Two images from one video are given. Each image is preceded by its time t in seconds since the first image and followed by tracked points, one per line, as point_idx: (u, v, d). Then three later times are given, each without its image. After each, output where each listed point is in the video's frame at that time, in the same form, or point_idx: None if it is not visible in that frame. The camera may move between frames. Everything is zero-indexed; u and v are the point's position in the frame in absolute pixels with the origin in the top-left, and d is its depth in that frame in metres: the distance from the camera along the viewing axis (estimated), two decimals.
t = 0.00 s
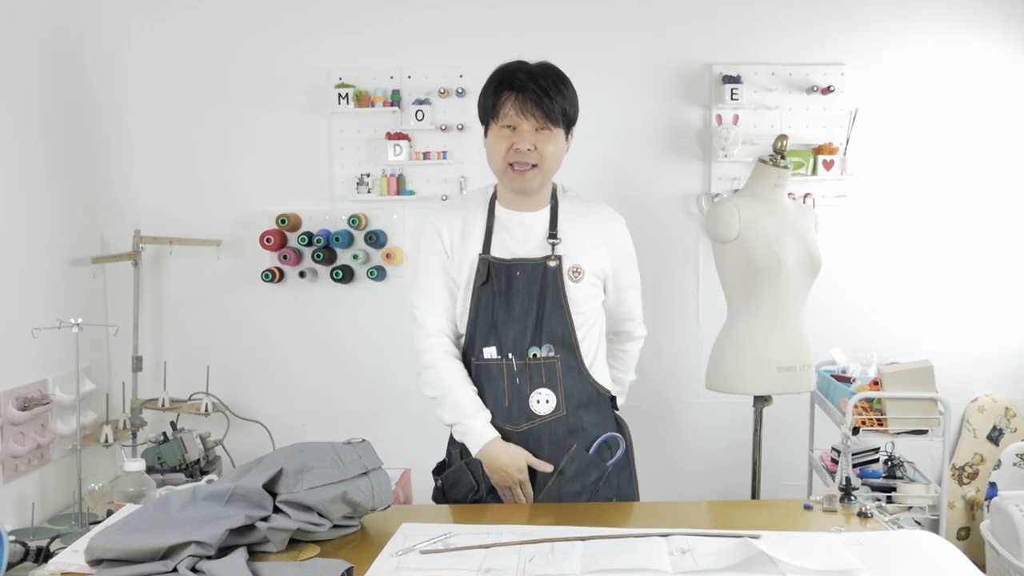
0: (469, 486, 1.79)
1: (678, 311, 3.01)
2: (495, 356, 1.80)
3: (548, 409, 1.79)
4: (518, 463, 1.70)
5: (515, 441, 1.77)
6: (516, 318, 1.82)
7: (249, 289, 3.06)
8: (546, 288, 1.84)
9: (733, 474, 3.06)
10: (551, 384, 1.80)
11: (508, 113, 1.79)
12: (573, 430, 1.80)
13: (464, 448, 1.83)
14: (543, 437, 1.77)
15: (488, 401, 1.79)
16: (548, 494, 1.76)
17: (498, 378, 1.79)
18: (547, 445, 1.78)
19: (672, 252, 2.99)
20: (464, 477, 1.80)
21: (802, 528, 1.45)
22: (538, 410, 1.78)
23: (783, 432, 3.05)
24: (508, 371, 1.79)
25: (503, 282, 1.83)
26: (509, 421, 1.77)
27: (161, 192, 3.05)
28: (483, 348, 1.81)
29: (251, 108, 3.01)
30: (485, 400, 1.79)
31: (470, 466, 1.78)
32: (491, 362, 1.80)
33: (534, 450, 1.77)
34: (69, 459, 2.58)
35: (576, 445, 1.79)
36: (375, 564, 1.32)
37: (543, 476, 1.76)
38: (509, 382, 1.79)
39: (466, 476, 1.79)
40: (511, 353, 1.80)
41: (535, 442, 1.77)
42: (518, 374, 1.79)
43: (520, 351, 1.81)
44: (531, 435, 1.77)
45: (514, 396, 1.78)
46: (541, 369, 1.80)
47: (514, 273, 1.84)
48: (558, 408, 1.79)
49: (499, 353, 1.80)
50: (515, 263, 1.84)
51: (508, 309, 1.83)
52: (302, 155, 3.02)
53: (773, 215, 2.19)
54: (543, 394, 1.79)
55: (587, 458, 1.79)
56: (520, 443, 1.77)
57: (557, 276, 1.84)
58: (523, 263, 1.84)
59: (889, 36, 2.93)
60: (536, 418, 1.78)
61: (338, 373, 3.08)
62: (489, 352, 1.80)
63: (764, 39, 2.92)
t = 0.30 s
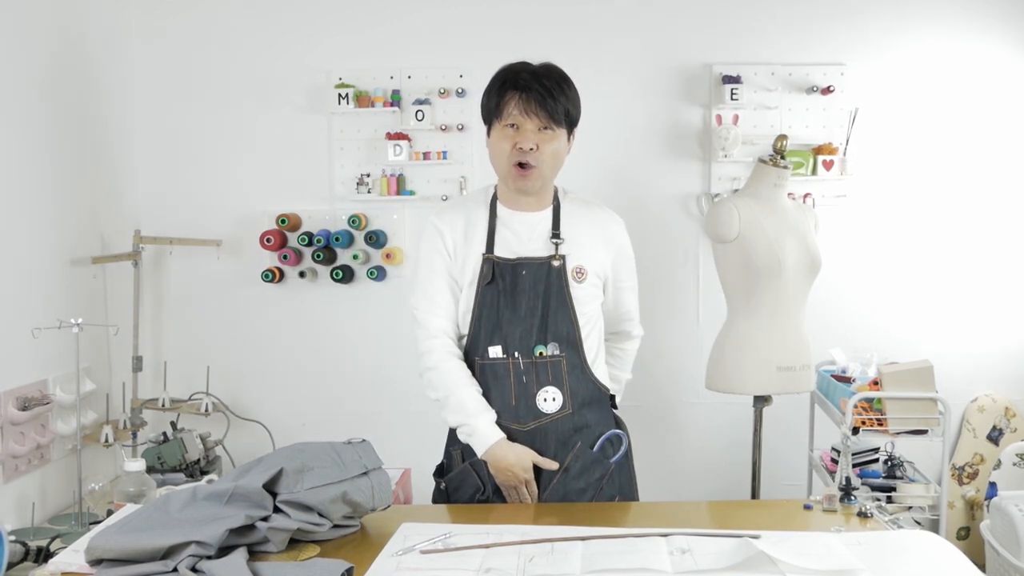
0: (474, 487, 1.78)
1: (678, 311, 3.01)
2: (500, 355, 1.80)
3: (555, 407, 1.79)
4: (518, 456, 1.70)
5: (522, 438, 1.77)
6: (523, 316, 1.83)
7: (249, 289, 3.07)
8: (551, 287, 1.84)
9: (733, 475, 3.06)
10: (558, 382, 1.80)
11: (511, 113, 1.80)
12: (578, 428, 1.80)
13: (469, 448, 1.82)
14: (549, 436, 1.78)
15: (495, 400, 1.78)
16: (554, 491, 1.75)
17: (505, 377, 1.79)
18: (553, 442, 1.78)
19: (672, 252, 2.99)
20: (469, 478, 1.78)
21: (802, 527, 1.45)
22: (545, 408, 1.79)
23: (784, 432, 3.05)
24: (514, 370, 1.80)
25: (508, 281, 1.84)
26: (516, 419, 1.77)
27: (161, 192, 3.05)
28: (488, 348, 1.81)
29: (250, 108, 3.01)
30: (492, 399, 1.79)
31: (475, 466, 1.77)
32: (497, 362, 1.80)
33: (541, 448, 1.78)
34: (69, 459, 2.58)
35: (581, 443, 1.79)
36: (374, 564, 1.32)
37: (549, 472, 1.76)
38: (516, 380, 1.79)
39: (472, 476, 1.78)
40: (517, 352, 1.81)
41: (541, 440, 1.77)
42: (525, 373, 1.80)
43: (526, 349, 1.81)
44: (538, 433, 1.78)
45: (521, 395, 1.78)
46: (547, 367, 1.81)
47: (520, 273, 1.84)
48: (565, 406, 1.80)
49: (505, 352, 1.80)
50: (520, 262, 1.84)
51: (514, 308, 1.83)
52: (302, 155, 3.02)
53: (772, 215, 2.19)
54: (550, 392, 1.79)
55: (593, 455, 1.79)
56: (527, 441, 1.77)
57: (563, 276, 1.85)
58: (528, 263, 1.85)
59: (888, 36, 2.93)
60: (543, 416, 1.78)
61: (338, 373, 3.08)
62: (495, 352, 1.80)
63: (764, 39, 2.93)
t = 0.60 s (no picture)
0: (476, 488, 1.76)
1: (678, 311, 3.01)
2: (501, 355, 1.80)
3: (556, 407, 1.79)
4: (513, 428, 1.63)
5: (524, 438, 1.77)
6: (524, 317, 1.83)
7: (249, 289, 3.07)
8: (551, 287, 1.85)
9: (733, 475, 3.06)
10: (559, 381, 1.80)
11: (511, 112, 1.80)
12: (579, 428, 1.80)
13: (470, 448, 1.80)
14: (551, 435, 1.78)
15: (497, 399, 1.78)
16: (556, 493, 1.75)
17: (507, 377, 1.79)
18: (555, 442, 1.78)
19: (672, 252, 2.99)
20: (471, 479, 1.77)
21: (802, 528, 1.45)
22: (546, 408, 1.79)
23: (783, 432, 3.05)
24: (516, 370, 1.80)
25: (508, 280, 1.84)
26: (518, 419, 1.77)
27: (161, 192, 3.05)
28: (489, 348, 1.80)
29: (251, 108, 3.01)
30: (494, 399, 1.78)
31: (478, 467, 1.77)
32: (498, 361, 1.80)
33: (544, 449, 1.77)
34: (69, 458, 2.58)
35: (582, 443, 1.79)
36: (375, 565, 1.32)
37: (551, 471, 1.76)
38: (518, 380, 1.79)
39: (474, 477, 1.77)
40: (518, 351, 1.81)
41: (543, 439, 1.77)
42: (526, 372, 1.80)
43: (528, 348, 1.82)
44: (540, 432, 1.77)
45: (523, 394, 1.79)
46: (548, 367, 1.81)
47: (519, 272, 1.84)
48: (565, 405, 1.80)
49: (507, 352, 1.80)
50: (520, 262, 1.85)
51: (515, 308, 1.83)
52: (302, 155, 3.02)
53: (773, 214, 2.19)
54: (551, 391, 1.79)
55: (593, 454, 1.78)
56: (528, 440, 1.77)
57: (562, 275, 1.86)
58: (527, 262, 1.85)
59: (888, 36, 2.93)
60: (544, 415, 1.78)
61: (338, 373, 3.08)
62: (497, 351, 1.80)
63: (764, 39, 2.93)
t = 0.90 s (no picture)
0: (487, 487, 1.74)
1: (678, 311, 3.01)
2: (501, 352, 1.80)
3: (557, 401, 1.78)
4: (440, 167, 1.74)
5: (529, 434, 1.75)
6: (520, 313, 1.85)
7: (249, 289, 3.07)
8: (545, 282, 1.87)
9: (733, 475, 3.06)
10: (558, 376, 1.80)
11: (503, 114, 1.79)
12: (579, 421, 1.79)
13: (472, 448, 1.76)
14: (554, 430, 1.76)
15: (499, 397, 1.77)
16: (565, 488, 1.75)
17: (508, 374, 1.79)
18: (558, 436, 1.76)
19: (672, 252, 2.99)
20: (480, 478, 1.74)
21: (802, 528, 1.45)
22: (548, 402, 1.77)
23: (784, 432, 3.05)
24: (517, 366, 1.80)
25: (502, 278, 1.86)
26: (521, 415, 1.76)
27: (161, 192, 3.05)
28: (488, 346, 1.80)
29: (251, 108, 3.01)
30: (496, 397, 1.77)
31: (485, 466, 1.74)
32: (498, 359, 1.79)
33: (550, 442, 1.76)
34: (69, 458, 2.58)
35: (582, 436, 1.78)
36: (375, 565, 1.32)
37: (557, 464, 1.75)
38: (519, 376, 1.79)
39: (482, 477, 1.74)
40: (517, 347, 1.82)
41: (548, 434, 1.75)
42: (527, 368, 1.80)
43: (527, 345, 1.82)
44: (544, 427, 1.76)
45: (525, 390, 1.78)
46: (547, 362, 1.81)
47: (513, 270, 1.87)
48: (566, 400, 1.79)
49: (505, 349, 1.81)
50: (512, 259, 1.87)
51: (512, 305, 1.85)
52: (302, 155, 3.02)
53: (773, 214, 2.19)
54: (552, 386, 1.79)
55: (592, 447, 1.79)
56: (533, 437, 1.75)
57: (554, 270, 1.88)
58: (519, 259, 1.87)
59: (889, 36, 2.93)
60: (547, 410, 1.77)
61: (338, 373, 3.08)
62: (496, 348, 1.80)
63: (764, 39, 2.93)
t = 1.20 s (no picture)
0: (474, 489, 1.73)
1: (678, 311, 3.01)
2: (490, 355, 1.79)
3: (545, 403, 1.77)
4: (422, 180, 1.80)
5: (516, 437, 1.74)
6: (509, 315, 1.83)
7: (249, 289, 3.06)
8: (534, 284, 1.85)
9: (733, 475, 3.06)
10: (547, 378, 1.79)
11: (490, 117, 1.77)
12: (567, 423, 1.79)
13: (460, 450, 1.75)
14: (542, 432, 1.76)
15: (487, 399, 1.76)
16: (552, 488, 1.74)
17: (497, 376, 1.77)
18: (546, 438, 1.76)
19: (672, 251, 2.99)
20: (467, 480, 1.73)
21: (802, 528, 1.45)
22: (537, 405, 1.77)
23: (784, 432, 3.05)
24: (505, 369, 1.78)
25: (491, 280, 1.85)
26: (508, 417, 1.75)
27: (161, 192, 3.05)
28: (477, 348, 1.79)
29: (251, 108, 3.01)
30: (485, 399, 1.76)
31: (472, 467, 1.73)
32: (487, 361, 1.78)
33: (536, 444, 1.75)
34: (69, 458, 2.58)
35: (568, 438, 1.77)
36: (375, 564, 1.32)
37: (543, 466, 1.75)
38: (507, 378, 1.78)
39: (469, 478, 1.73)
40: (506, 350, 1.81)
41: (535, 437, 1.75)
42: (516, 371, 1.79)
43: (516, 348, 1.81)
44: (531, 429, 1.75)
45: (514, 393, 1.77)
46: (536, 365, 1.80)
47: (501, 272, 1.85)
48: (554, 402, 1.78)
49: (494, 351, 1.80)
50: (500, 262, 1.86)
51: (501, 308, 1.83)
52: (302, 155, 3.02)
53: (774, 214, 2.19)
54: (541, 389, 1.78)
55: (578, 448, 1.78)
56: (520, 439, 1.74)
57: (542, 273, 1.85)
58: (508, 262, 1.86)
59: (889, 36, 2.93)
60: (535, 413, 1.76)
61: (337, 373, 3.08)
62: (485, 351, 1.79)
63: (764, 39, 2.93)
